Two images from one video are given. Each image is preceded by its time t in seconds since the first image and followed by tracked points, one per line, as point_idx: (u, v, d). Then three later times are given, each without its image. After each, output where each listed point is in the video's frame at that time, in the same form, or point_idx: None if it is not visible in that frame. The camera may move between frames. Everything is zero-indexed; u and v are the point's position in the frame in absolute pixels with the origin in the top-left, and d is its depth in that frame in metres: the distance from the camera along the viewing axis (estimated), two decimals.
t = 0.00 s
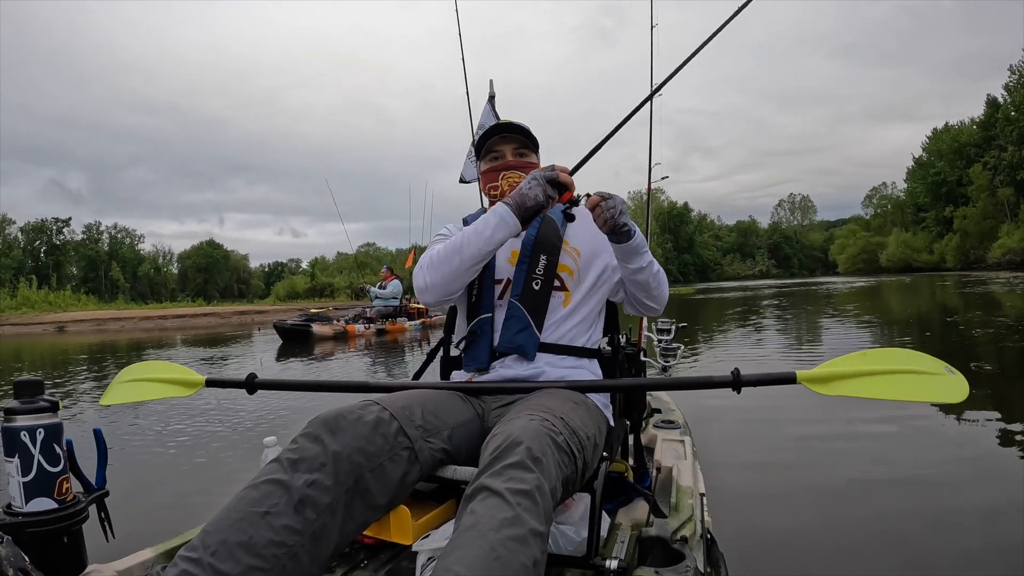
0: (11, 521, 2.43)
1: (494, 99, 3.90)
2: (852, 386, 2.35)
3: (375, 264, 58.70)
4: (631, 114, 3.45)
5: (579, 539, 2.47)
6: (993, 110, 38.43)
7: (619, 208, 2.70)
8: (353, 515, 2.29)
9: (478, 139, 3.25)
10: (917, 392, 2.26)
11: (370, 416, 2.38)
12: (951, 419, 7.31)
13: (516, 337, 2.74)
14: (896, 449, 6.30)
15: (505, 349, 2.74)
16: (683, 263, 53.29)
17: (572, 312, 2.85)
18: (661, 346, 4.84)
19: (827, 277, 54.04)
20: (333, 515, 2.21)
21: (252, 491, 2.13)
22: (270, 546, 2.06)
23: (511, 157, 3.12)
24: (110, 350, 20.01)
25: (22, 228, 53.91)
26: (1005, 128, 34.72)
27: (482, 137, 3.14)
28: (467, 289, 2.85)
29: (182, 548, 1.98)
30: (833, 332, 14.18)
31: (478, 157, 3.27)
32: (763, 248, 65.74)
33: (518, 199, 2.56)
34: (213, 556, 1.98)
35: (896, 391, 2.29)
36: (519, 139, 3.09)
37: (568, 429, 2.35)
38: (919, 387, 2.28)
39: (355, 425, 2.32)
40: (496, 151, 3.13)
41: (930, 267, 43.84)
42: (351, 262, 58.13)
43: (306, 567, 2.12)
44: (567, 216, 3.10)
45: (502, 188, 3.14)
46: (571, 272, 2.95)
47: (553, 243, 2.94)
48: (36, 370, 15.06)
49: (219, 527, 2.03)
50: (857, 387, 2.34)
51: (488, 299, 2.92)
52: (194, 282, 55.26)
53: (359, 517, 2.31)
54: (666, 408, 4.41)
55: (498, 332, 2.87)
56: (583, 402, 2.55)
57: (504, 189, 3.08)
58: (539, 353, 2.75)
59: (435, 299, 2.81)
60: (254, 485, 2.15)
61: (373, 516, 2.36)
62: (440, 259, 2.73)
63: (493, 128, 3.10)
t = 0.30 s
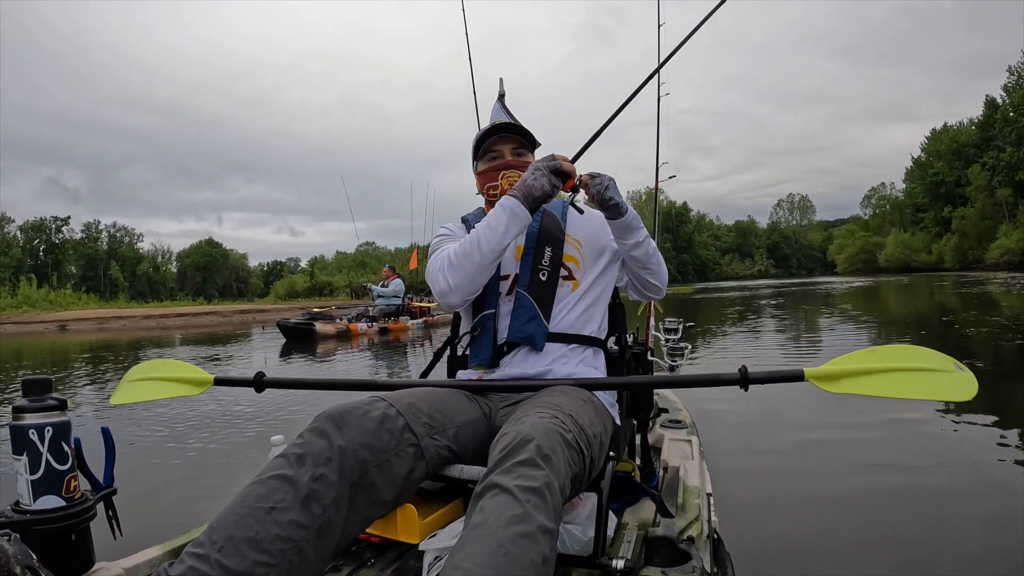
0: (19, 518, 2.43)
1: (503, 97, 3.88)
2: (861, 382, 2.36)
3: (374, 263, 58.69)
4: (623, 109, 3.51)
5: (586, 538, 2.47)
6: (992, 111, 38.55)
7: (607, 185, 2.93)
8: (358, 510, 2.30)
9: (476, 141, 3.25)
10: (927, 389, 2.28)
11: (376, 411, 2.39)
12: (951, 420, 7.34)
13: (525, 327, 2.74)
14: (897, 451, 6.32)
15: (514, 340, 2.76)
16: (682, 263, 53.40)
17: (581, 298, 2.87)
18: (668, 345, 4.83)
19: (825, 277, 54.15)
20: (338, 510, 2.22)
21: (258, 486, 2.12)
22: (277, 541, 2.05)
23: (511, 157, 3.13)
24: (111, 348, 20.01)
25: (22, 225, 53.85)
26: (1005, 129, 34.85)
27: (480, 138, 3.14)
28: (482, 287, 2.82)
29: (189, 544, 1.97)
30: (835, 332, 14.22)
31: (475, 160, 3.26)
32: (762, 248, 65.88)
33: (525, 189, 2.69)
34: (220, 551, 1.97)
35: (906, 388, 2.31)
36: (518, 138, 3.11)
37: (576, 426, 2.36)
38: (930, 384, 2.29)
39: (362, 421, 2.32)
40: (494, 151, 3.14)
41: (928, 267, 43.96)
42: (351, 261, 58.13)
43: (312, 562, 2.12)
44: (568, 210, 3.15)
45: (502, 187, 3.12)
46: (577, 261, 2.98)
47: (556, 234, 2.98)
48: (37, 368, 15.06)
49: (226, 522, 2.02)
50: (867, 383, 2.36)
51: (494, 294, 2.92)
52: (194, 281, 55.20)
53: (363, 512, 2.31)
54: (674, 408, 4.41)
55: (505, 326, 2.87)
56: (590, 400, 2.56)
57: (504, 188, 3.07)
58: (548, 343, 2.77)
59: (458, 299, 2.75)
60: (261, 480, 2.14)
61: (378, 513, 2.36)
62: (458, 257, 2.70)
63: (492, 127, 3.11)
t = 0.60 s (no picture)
0: (35, 529, 2.43)
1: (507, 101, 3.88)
2: (871, 362, 2.37)
3: (373, 262, 58.66)
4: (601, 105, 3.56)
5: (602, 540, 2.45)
6: (990, 112, 38.74)
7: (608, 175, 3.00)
8: (372, 515, 2.26)
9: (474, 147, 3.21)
10: (937, 364, 2.28)
11: (387, 417, 2.34)
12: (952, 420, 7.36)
13: (536, 326, 2.73)
14: (898, 451, 6.35)
15: (526, 340, 2.74)
16: (680, 262, 53.60)
17: (591, 295, 2.87)
18: (679, 344, 4.84)
19: (823, 277, 54.36)
20: (352, 516, 2.19)
21: (272, 493, 2.10)
22: (292, 548, 2.03)
23: (510, 163, 3.09)
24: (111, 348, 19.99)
25: (20, 224, 53.68)
26: (1003, 131, 35.02)
27: (478, 145, 3.10)
28: (498, 287, 2.82)
29: (204, 552, 1.95)
30: (836, 332, 14.30)
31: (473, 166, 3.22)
32: (760, 247, 66.07)
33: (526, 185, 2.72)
34: (235, 559, 1.95)
35: (916, 364, 2.30)
36: (516, 144, 3.07)
37: (591, 423, 2.35)
38: (940, 360, 2.29)
39: (373, 426, 2.28)
40: (493, 158, 3.10)
41: (926, 267, 44.14)
42: (350, 261, 58.08)
43: (327, 568, 2.10)
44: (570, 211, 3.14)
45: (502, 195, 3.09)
46: (584, 259, 2.97)
47: (561, 232, 2.95)
48: (38, 368, 15.03)
49: (241, 530, 2.00)
50: (877, 363, 2.36)
51: (503, 298, 2.90)
52: (192, 280, 55.06)
53: (377, 518, 2.28)
54: (687, 408, 4.42)
55: (516, 329, 2.85)
56: (602, 399, 2.55)
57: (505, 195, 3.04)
58: (560, 341, 2.76)
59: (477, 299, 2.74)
60: (274, 488, 2.12)
61: (392, 518, 2.32)
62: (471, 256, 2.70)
63: (488, 134, 3.06)
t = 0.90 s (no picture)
0: (45, 528, 2.43)
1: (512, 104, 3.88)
2: (883, 364, 2.38)
3: (373, 261, 58.65)
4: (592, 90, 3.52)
5: (610, 539, 2.45)
6: (989, 113, 38.88)
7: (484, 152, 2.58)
8: (383, 517, 2.24)
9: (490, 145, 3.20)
10: (949, 367, 2.30)
11: (396, 418, 2.32)
12: (954, 420, 7.36)
13: (529, 322, 2.71)
14: (900, 450, 6.36)
15: (523, 339, 2.73)
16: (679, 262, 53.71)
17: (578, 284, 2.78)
18: (688, 344, 4.85)
19: (821, 276, 54.52)
20: (363, 518, 2.16)
21: (282, 494, 2.08)
22: (302, 548, 2.01)
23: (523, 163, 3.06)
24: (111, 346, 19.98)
25: (19, 221, 53.52)
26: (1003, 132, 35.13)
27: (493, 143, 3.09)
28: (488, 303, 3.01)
29: (215, 552, 1.93)
30: (836, 331, 14.36)
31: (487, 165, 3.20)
32: (758, 247, 66.23)
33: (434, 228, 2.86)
34: (245, 558, 1.93)
35: (929, 367, 2.32)
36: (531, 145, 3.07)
37: (599, 417, 2.35)
38: (952, 362, 2.31)
39: (383, 428, 2.27)
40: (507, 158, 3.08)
41: (924, 268, 44.29)
42: (349, 260, 58.05)
43: (337, 569, 2.08)
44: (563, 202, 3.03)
45: (513, 193, 3.05)
46: (570, 246, 2.85)
47: (547, 226, 2.88)
48: (39, 366, 14.99)
49: (252, 530, 1.99)
50: (888, 366, 2.37)
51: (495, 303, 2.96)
52: (190, 278, 54.93)
53: (389, 520, 2.25)
54: (696, 408, 4.43)
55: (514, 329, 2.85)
56: (609, 396, 2.54)
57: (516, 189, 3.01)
58: (554, 336, 2.71)
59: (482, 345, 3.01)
60: (284, 489, 2.10)
61: (402, 520, 2.29)
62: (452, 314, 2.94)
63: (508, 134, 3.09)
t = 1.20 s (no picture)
0: (57, 533, 2.42)
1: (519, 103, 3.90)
2: (898, 358, 2.40)
3: (372, 260, 58.60)
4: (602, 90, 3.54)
5: (622, 539, 2.44)
6: (988, 114, 39.06)
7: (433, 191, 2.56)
8: (397, 520, 2.23)
9: (499, 139, 3.20)
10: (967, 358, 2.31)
11: (408, 421, 2.32)
12: (955, 419, 7.40)
13: (531, 320, 2.69)
14: (901, 451, 6.38)
15: (527, 338, 2.71)
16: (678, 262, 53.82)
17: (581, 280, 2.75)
18: (698, 343, 4.85)
19: (819, 276, 54.70)
20: (376, 521, 2.16)
21: (296, 497, 2.08)
22: (315, 551, 2.01)
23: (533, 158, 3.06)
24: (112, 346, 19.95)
25: (17, 220, 53.34)
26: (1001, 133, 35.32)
27: (504, 137, 3.10)
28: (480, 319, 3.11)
29: (228, 554, 1.93)
30: (838, 330, 14.43)
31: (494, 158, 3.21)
32: (756, 247, 66.40)
33: (416, 269, 2.86)
34: (258, 561, 1.94)
35: (945, 359, 2.33)
36: (542, 143, 3.08)
37: (611, 416, 2.34)
38: (970, 353, 2.33)
39: (395, 430, 2.26)
40: (517, 153, 3.08)
41: (922, 268, 44.46)
42: (349, 259, 58.01)
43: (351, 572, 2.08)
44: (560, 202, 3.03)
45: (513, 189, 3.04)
46: (569, 242, 2.84)
47: (544, 223, 2.89)
48: (40, 366, 14.97)
49: (265, 532, 1.99)
50: (903, 359, 2.39)
51: (496, 306, 2.93)
52: (189, 277, 54.78)
53: (403, 523, 2.25)
54: (707, 407, 4.44)
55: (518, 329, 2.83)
56: (620, 396, 2.53)
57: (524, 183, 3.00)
58: (557, 333, 2.69)
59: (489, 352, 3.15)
60: (297, 492, 2.10)
61: (416, 522, 2.29)
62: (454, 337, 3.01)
63: (519, 128, 3.08)
